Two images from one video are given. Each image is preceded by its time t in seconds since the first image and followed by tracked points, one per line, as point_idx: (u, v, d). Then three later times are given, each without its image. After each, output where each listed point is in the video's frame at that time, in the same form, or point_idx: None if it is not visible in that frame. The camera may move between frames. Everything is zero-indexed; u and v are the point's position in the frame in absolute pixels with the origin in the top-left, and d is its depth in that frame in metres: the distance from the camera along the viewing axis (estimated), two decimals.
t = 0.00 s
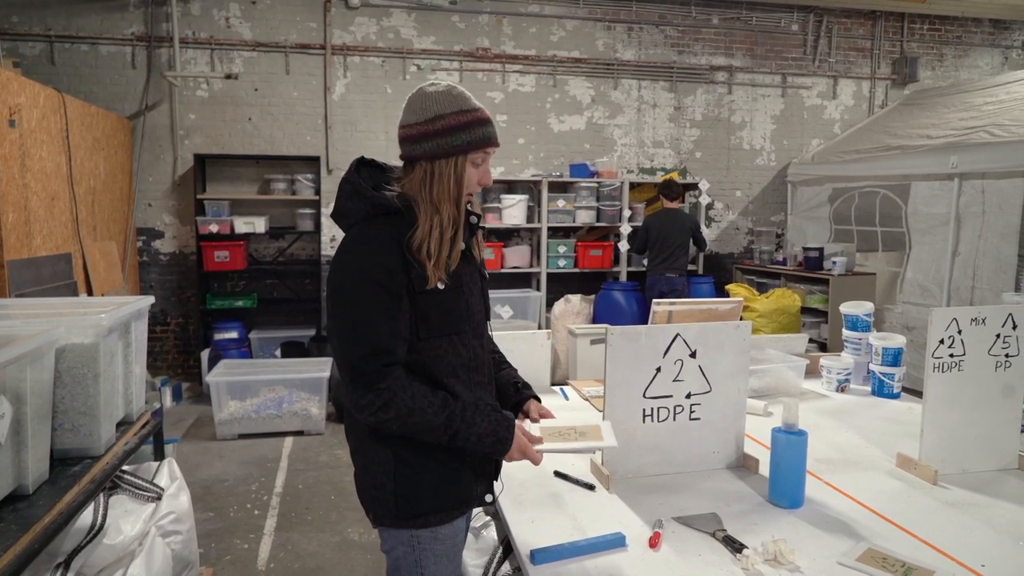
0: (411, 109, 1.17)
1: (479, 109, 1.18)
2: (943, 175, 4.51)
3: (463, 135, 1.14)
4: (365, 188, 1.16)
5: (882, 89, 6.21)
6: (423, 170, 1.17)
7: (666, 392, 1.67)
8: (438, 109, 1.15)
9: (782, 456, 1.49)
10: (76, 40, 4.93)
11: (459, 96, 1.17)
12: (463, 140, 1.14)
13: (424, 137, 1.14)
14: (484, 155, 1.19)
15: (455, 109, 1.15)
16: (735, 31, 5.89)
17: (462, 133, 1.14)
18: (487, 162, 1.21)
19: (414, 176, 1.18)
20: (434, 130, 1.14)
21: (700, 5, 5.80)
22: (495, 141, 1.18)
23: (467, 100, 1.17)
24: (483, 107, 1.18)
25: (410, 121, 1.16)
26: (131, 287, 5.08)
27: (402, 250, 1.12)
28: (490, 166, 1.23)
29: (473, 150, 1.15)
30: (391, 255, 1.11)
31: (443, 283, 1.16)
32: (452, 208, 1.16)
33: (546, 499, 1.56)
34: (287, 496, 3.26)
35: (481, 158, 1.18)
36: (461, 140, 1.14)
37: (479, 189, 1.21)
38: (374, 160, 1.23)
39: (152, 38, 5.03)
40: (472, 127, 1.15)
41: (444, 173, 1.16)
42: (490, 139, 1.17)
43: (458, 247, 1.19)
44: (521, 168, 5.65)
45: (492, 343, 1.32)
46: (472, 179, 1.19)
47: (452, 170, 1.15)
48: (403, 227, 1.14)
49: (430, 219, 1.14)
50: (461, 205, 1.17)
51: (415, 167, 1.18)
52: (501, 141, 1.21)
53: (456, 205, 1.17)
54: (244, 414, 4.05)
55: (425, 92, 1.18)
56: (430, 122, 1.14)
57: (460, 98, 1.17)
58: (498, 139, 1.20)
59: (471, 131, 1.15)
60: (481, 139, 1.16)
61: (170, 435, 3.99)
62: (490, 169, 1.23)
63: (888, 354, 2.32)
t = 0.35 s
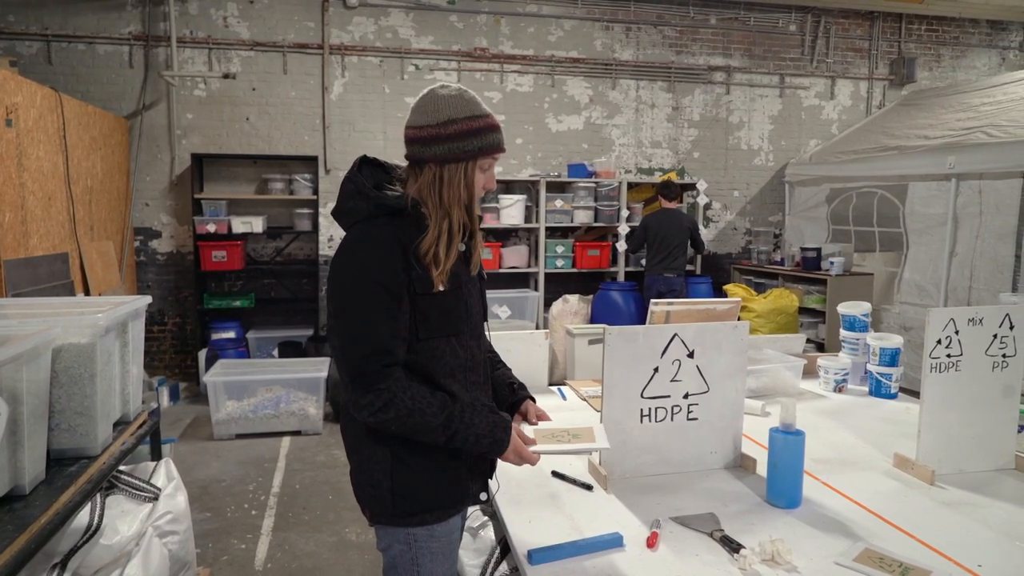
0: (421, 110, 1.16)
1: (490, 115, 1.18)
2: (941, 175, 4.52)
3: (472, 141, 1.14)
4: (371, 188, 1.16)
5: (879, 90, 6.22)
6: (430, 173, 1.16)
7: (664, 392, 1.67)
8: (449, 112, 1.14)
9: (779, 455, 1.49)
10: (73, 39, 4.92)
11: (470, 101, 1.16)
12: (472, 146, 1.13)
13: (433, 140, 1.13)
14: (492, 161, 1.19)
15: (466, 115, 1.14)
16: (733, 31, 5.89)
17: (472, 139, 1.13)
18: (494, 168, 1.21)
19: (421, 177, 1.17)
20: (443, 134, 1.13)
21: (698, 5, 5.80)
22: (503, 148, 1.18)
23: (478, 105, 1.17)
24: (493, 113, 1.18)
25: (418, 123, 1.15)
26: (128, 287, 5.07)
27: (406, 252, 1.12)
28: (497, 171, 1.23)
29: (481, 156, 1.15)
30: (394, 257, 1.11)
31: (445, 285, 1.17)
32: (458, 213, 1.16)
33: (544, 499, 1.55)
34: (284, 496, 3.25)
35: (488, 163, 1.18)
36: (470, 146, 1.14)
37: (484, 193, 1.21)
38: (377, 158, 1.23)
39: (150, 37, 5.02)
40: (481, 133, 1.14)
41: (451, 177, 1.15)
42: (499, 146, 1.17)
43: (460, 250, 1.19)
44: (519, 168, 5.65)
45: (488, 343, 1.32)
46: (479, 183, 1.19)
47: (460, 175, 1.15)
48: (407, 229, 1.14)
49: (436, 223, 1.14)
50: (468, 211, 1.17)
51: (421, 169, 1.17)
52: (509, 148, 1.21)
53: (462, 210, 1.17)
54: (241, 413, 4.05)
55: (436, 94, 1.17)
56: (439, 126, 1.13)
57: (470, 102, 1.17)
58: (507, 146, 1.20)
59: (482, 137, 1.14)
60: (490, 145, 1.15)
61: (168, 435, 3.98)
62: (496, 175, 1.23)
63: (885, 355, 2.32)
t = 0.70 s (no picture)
0: (410, 105, 1.17)
1: (477, 105, 1.17)
2: (937, 174, 4.52)
3: (458, 132, 1.13)
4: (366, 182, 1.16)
5: (876, 89, 6.23)
6: (421, 167, 1.16)
7: (661, 391, 1.67)
8: (435, 105, 1.14)
9: (777, 454, 1.50)
10: (69, 37, 4.90)
11: (456, 93, 1.16)
12: (458, 136, 1.13)
13: (420, 133, 1.14)
14: (482, 151, 1.18)
15: (452, 106, 1.14)
16: (730, 30, 5.89)
17: (457, 129, 1.13)
18: (486, 159, 1.20)
19: (412, 171, 1.17)
20: (429, 127, 1.14)
21: (695, 4, 5.80)
22: (492, 138, 1.17)
23: (465, 96, 1.16)
24: (480, 103, 1.17)
25: (408, 118, 1.16)
26: (125, 286, 5.06)
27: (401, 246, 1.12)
28: (490, 163, 1.22)
29: (468, 147, 1.14)
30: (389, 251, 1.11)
31: (442, 280, 1.16)
32: (450, 206, 1.15)
33: (541, 497, 1.55)
34: (281, 495, 3.25)
35: (478, 154, 1.17)
36: (456, 136, 1.13)
37: (477, 185, 1.20)
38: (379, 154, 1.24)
39: (146, 35, 5.00)
40: (468, 124, 1.14)
41: (440, 169, 1.15)
42: (486, 135, 1.16)
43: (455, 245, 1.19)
44: (517, 167, 5.65)
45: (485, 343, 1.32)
46: (470, 175, 1.18)
47: (449, 167, 1.15)
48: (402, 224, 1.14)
49: (428, 216, 1.14)
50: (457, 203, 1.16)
51: (413, 163, 1.18)
52: (499, 138, 1.19)
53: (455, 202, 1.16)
54: (239, 412, 4.04)
55: (425, 89, 1.18)
56: (427, 119, 1.14)
57: (457, 93, 1.16)
58: (496, 136, 1.19)
59: (466, 127, 1.14)
60: (477, 135, 1.15)
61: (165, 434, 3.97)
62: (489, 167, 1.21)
63: (882, 353, 2.32)
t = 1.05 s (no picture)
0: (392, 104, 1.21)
1: (454, 96, 1.17)
2: (936, 173, 4.53)
3: (422, 123, 1.14)
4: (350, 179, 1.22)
5: (875, 88, 6.24)
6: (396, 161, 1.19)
7: (659, 390, 1.67)
8: (405, 100, 1.16)
9: (776, 453, 1.50)
10: (67, 35, 4.89)
11: (428, 86, 1.17)
12: (420, 127, 1.13)
13: (394, 128, 1.17)
14: (451, 142, 1.16)
15: (420, 98, 1.15)
16: (729, 28, 5.89)
17: (421, 120, 1.14)
18: (460, 151, 1.18)
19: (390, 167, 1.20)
20: (400, 122, 1.16)
21: (694, 3, 5.80)
22: (460, 127, 1.15)
23: (436, 89, 1.16)
24: (450, 94, 1.16)
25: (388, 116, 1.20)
26: (123, 284, 5.05)
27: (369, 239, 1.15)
28: (466, 155, 1.19)
29: (432, 136, 1.14)
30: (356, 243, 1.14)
31: (414, 274, 1.17)
32: (415, 196, 1.15)
33: (539, 495, 1.56)
34: (280, 494, 3.24)
35: (446, 145, 1.16)
36: (419, 127, 1.14)
37: (452, 178, 1.18)
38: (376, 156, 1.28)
39: (144, 33, 4.99)
40: (432, 114, 1.14)
41: (409, 162, 1.16)
42: (453, 125, 1.14)
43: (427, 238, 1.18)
44: (516, 166, 5.65)
45: (482, 343, 1.30)
46: (441, 167, 1.17)
47: (415, 159, 1.16)
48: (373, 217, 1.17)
49: (394, 208, 1.15)
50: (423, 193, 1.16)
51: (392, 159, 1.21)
52: (471, 128, 1.17)
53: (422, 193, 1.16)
54: (237, 411, 4.03)
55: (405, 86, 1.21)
56: (399, 114, 1.17)
57: (429, 87, 1.17)
58: (466, 126, 1.16)
59: (430, 118, 1.14)
60: (440, 124, 1.13)
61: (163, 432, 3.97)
62: (465, 159, 1.19)
63: (880, 353, 2.33)
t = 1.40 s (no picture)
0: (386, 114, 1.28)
1: (431, 94, 1.18)
2: (935, 171, 4.53)
3: (394, 122, 1.18)
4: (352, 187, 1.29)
5: (874, 86, 6.24)
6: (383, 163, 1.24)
7: (659, 388, 1.66)
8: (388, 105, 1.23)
9: (776, 453, 1.49)
10: (66, 32, 4.88)
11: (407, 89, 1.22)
12: (391, 125, 1.18)
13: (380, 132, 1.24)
14: (420, 137, 1.18)
15: (395, 100, 1.20)
16: (728, 26, 5.88)
17: (393, 119, 1.18)
18: (431, 145, 1.19)
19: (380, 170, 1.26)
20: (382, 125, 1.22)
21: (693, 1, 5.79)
22: (425, 120, 1.16)
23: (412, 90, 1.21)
24: (422, 89, 1.18)
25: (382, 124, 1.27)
26: (121, 282, 5.04)
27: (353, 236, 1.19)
28: (439, 149, 1.20)
29: (401, 132, 1.17)
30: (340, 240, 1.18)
31: (393, 268, 1.17)
32: (388, 190, 1.18)
33: (536, 493, 1.57)
34: (279, 492, 3.24)
35: (416, 140, 1.18)
36: (392, 126, 1.19)
37: (426, 172, 1.19)
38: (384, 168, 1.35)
39: (142, 31, 4.98)
40: (401, 110, 1.17)
41: (387, 160, 1.20)
42: (419, 119, 1.16)
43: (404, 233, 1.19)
44: (515, 164, 5.64)
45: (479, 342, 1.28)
46: (414, 163, 1.19)
47: (391, 156, 1.20)
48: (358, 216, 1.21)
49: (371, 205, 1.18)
50: (395, 187, 1.18)
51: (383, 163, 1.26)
52: (440, 121, 1.18)
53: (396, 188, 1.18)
54: (236, 409, 4.03)
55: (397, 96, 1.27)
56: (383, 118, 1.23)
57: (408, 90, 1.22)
58: (435, 120, 1.17)
59: (400, 115, 1.18)
60: (406, 119, 1.17)
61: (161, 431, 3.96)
62: (437, 153, 1.19)
63: (880, 351, 2.33)
